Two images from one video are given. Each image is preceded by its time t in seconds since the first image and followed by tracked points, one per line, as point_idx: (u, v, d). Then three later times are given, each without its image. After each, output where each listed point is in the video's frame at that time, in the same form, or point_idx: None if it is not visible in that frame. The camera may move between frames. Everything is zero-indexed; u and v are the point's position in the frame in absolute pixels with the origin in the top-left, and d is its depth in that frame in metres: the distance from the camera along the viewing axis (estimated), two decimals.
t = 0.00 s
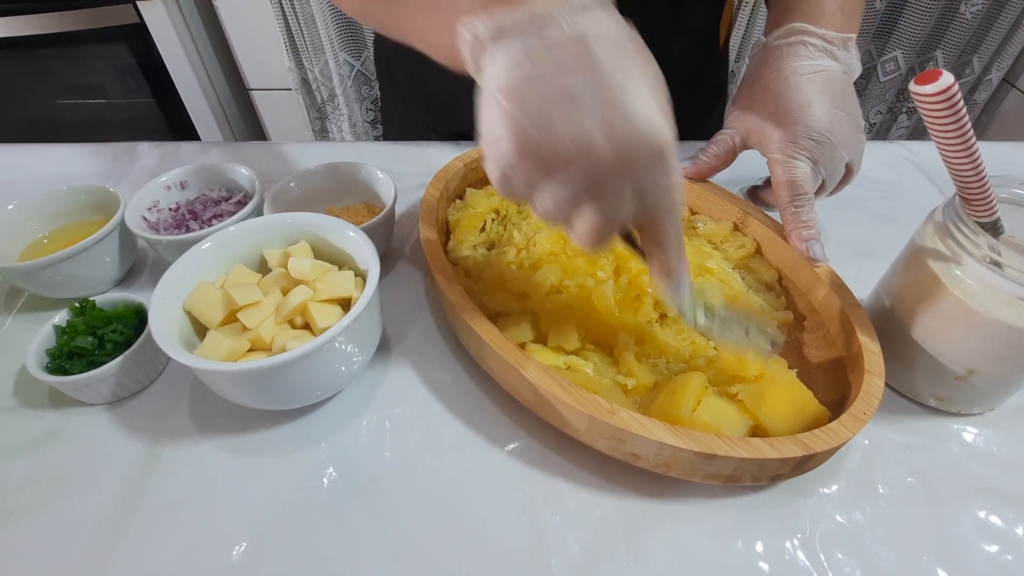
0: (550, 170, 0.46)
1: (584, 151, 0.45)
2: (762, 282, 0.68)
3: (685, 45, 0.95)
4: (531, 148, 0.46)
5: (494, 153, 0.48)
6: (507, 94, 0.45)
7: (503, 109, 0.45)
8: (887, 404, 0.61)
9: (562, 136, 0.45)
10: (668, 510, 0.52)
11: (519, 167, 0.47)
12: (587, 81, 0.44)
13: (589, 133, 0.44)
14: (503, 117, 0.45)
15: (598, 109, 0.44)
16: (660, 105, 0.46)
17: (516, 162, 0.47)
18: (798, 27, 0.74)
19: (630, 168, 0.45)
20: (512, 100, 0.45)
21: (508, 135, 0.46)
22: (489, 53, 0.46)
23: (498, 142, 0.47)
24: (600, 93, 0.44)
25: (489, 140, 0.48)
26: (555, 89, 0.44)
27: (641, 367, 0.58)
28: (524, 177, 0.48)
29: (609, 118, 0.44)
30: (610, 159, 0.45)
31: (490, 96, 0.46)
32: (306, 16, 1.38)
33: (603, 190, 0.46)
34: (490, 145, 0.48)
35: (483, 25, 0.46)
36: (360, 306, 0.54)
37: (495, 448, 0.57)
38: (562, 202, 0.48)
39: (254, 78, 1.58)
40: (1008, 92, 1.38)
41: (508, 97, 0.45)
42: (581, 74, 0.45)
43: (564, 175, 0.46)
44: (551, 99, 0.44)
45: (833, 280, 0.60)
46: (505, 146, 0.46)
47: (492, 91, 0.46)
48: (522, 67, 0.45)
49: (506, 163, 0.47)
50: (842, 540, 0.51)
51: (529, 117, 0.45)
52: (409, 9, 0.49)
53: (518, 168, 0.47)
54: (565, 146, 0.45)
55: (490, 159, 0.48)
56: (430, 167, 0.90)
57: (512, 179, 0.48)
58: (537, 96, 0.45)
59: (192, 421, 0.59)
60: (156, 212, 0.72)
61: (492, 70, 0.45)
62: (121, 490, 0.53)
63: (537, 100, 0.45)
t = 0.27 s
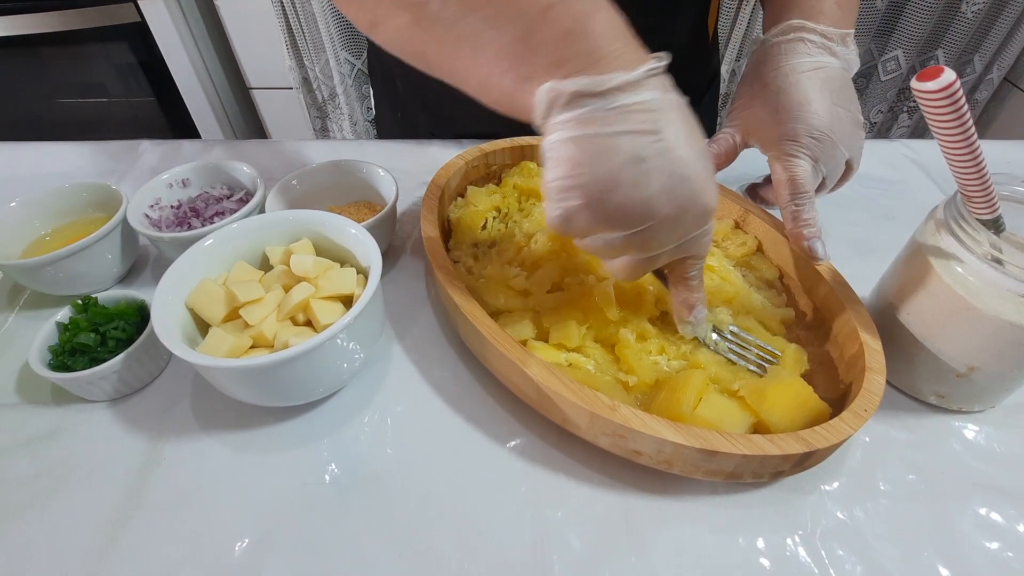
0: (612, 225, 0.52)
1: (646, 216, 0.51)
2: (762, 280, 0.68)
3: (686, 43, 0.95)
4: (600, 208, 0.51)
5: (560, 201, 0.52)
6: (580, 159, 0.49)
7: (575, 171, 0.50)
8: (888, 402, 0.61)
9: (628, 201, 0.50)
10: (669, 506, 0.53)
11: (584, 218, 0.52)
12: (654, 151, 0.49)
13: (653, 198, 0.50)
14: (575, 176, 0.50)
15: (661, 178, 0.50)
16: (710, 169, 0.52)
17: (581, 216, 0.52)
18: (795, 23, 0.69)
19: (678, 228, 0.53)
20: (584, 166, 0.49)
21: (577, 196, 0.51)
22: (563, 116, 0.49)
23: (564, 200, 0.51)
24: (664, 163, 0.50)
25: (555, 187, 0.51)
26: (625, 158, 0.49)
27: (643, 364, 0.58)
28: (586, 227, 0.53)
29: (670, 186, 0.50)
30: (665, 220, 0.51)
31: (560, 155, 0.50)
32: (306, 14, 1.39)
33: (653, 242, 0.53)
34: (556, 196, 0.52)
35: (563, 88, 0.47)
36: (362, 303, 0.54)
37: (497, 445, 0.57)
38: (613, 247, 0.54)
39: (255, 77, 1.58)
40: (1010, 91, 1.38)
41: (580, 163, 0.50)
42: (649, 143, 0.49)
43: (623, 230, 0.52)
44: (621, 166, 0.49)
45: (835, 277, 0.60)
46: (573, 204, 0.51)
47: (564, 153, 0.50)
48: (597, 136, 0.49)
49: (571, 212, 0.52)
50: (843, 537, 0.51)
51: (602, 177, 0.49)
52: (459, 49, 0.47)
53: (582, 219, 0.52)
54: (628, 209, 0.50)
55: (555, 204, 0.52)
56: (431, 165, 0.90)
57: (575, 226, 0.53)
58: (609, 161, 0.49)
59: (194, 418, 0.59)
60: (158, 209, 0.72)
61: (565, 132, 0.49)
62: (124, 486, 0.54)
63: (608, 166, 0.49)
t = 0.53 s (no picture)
0: (659, 196, 0.52)
1: (691, 187, 0.51)
2: (762, 278, 0.68)
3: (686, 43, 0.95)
4: (651, 175, 0.50)
5: (612, 167, 0.51)
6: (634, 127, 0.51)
7: (629, 138, 0.50)
8: (886, 399, 0.61)
9: (677, 171, 0.51)
10: (669, 502, 0.53)
11: (633, 186, 0.52)
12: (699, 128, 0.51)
13: (699, 171, 0.51)
14: (630, 142, 0.50)
15: (706, 153, 0.51)
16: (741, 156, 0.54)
17: (630, 185, 0.52)
18: (793, 20, 0.68)
19: (715, 207, 0.53)
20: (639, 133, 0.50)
21: (630, 161, 0.51)
22: (619, 89, 0.51)
23: (615, 166, 0.51)
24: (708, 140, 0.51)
25: (607, 153, 0.51)
26: (676, 130, 0.51)
27: (643, 361, 0.58)
28: (634, 197, 0.53)
29: (714, 161, 0.51)
30: (708, 195, 0.52)
31: (613, 124, 0.51)
32: (306, 14, 1.39)
33: (690, 218, 0.53)
34: (606, 163, 0.52)
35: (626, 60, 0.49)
36: (363, 300, 0.55)
37: (497, 442, 0.57)
38: (652, 220, 0.54)
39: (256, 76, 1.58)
40: (1009, 91, 1.38)
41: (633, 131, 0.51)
42: (694, 121, 0.52)
43: (666, 201, 0.52)
44: (672, 137, 0.50)
45: (834, 275, 0.60)
46: (625, 169, 0.51)
47: (618, 121, 0.51)
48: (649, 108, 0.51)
49: (623, 178, 0.51)
50: (842, 533, 0.51)
51: (655, 144, 0.50)
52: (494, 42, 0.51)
53: (631, 187, 0.52)
54: (677, 179, 0.51)
55: (604, 170, 0.52)
56: (431, 165, 0.91)
57: (622, 194, 0.52)
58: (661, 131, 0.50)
59: (196, 415, 0.59)
60: (160, 208, 0.73)
61: (619, 104, 0.51)
62: (127, 482, 0.54)
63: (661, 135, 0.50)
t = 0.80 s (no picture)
0: (620, 153, 0.46)
1: (654, 146, 0.45)
2: (763, 278, 0.68)
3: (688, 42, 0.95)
4: (610, 129, 0.44)
5: (568, 119, 0.45)
6: (594, 70, 0.43)
7: (589, 85, 0.43)
8: (888, 398, 0.61)
9: (641, 123, 0.43)
10: (670, 501, 0.53)
11: (591, 142, 0.45)
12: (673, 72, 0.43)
13: (666, 127, 0.44)
14: (586, 89, 0.43)
15: (678, 102, 0.43)
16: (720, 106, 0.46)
17: (587, 142, 0.46)
18: (795, 19, 0.69)
19: (682, 163, 0.47)
20: (599, 79, 0.43)
21: (587, 111, 0.44)
22: (580, 24, 0.44)
23: (572, 116, 0.45)
24: (682, 87, 0.43)
25: (563, 101, 0.44)
26: (643, 74, 0.43)
27: (644, 360, 0.58)
28: (592, 152, 0.47)
29: (684, 115, 0.44)
30: (674, 154, 0.46)
31: (572, 68, 0.44)
32: (306, 13, 1.39)
33: (656, 176, 0.48)
34: (565, 109, 0.45)
35: None
36: (365, 299, 0.55)
37: (499, 440, 0.57)
38: (613, 177, 0.49)
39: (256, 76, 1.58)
40: (1009, 90, 1.38)
41: (591, 74, 0.43)
42: (668, 63, 0.43)
43: (630, 156, 0.46)
44: (638, 83, 0.43)
45: (835, 274, 0.61)
46: (581, 118, 0.44)
47: (575, 63, 0.43)
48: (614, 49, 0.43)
49: (579, 131, 0.45)
50: (843, 531, 0.51)
51: (617, 93, 0.43)
52: None
53: (588, 141, 0.45)
54: (639, 133, 0.44)
55: (560, 119, 0.45)
56: (433, 164, 0.91)
57: (579, 149, 0.47)
58: (627, 75, 0.42)
59: (197, 414, 0.59)
60: (161, 207, 0.73)
61: (581, 42, 0.43)
62: (129, 481, 0.54)
63: (625, 82, 0.42)
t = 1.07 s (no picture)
0: (604, 200, 0.50)
1: (634, 195, 0.49)
2: (764, 278, 0.68)
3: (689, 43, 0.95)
4: (594, 178, 0.49)
5: (557, 170, 0.51)
6: (581, 132, 0.49)
7: (574, 145, 0.49)
8: (888, 398, 0.61)
9: (621, 179, 0.49)
10: (671, 501, 0.53)
11: (577, 188, 0.51)
12: (651, 135, 0.48)
13: (642, 180, 0.49)
14: (572, 148, 0.49)
15: (655, 161, 0.49)
16: (704, 166, 0.51)
17: (578, 183, 0.50)
18: (798, 20, 0.68)
19: (666, 215, 0.51)
20: (583, 141, 0.49)
21: (571, 163, 0.50)
22: (575, 89, 0.48)
23: (562, 168, 0.51)
24: (660, 150, 0.48)
25: (556, 154, 0.51)
26: (620, 136, 0.48)
27: (646, 360, 0.58)
28: (580, 200, 0.52)
29: (661, 170, 0.49)
30: (654, 205, 0.50)
31: (565, 128, 0.49)
32: (307, 14, 1.39)
33: (641, 226, 0.52)
34: (554, 163, 0.51)
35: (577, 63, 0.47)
36: (366, 300, 0.55)
37: (500, 441, 0.57)
38: (610, 218, 0.51)
39: (257, 76, 1.59)
40: (1010, 91, 1.38)
41: (578, 137, 0.49)
42: (648, 128, 0.48)
43: (612, 206, 0.51)
44: (617, 144, 0.48)
45: (836, 275, 0.61)
46: (567, 170, 0.50)
47: (570, 125, 0.49)
48: (598, 115, 0.48)
49: (566, 181, 0.51)
50: (844, 531, 0.51)
51: (595, 149, 0.49)
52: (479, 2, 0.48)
53: (575, 188, 0.51)
54: (619, 186, 0.49)
55: (553, 170, 0.51)
56: (434, 164, 0.91)
57: (567, 196, 0.52)
58: (608, 138, 0.48)
59: (199, 414, 0.59)
60: (163, 207, 0.73)
61: (575, 106, 0.48)
62: (131, 481, 0.54)
63: (605, 142, 0.48)
